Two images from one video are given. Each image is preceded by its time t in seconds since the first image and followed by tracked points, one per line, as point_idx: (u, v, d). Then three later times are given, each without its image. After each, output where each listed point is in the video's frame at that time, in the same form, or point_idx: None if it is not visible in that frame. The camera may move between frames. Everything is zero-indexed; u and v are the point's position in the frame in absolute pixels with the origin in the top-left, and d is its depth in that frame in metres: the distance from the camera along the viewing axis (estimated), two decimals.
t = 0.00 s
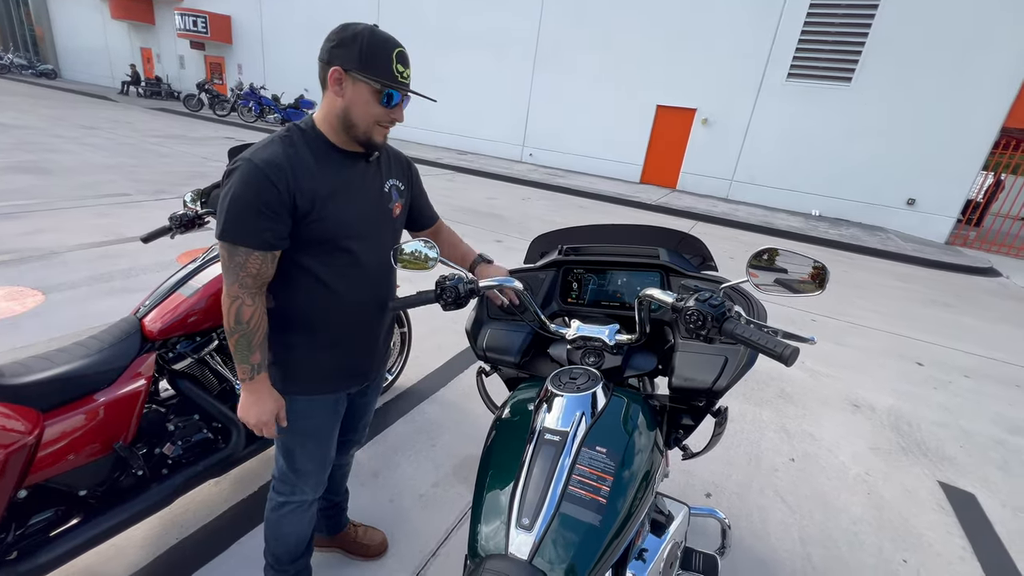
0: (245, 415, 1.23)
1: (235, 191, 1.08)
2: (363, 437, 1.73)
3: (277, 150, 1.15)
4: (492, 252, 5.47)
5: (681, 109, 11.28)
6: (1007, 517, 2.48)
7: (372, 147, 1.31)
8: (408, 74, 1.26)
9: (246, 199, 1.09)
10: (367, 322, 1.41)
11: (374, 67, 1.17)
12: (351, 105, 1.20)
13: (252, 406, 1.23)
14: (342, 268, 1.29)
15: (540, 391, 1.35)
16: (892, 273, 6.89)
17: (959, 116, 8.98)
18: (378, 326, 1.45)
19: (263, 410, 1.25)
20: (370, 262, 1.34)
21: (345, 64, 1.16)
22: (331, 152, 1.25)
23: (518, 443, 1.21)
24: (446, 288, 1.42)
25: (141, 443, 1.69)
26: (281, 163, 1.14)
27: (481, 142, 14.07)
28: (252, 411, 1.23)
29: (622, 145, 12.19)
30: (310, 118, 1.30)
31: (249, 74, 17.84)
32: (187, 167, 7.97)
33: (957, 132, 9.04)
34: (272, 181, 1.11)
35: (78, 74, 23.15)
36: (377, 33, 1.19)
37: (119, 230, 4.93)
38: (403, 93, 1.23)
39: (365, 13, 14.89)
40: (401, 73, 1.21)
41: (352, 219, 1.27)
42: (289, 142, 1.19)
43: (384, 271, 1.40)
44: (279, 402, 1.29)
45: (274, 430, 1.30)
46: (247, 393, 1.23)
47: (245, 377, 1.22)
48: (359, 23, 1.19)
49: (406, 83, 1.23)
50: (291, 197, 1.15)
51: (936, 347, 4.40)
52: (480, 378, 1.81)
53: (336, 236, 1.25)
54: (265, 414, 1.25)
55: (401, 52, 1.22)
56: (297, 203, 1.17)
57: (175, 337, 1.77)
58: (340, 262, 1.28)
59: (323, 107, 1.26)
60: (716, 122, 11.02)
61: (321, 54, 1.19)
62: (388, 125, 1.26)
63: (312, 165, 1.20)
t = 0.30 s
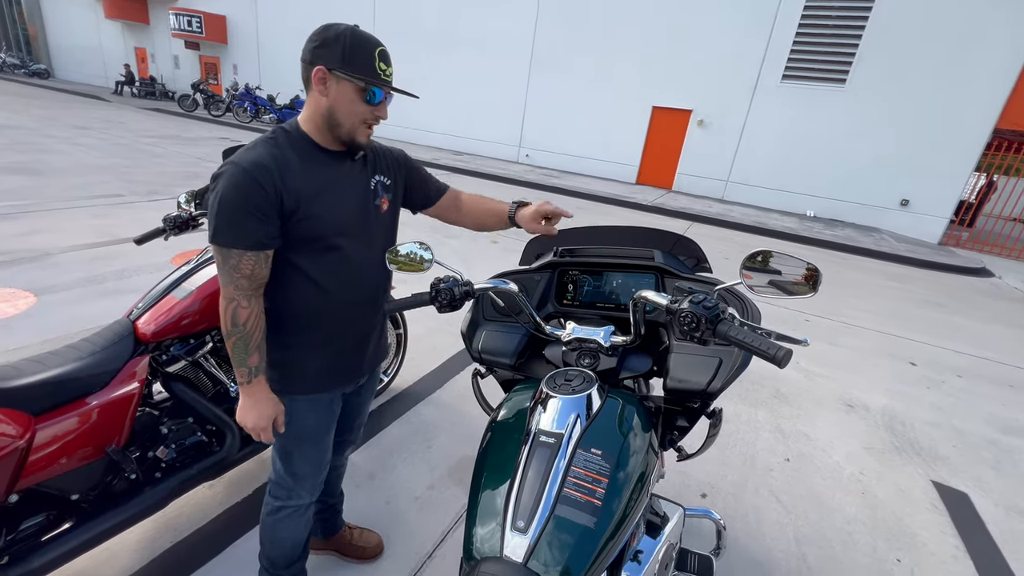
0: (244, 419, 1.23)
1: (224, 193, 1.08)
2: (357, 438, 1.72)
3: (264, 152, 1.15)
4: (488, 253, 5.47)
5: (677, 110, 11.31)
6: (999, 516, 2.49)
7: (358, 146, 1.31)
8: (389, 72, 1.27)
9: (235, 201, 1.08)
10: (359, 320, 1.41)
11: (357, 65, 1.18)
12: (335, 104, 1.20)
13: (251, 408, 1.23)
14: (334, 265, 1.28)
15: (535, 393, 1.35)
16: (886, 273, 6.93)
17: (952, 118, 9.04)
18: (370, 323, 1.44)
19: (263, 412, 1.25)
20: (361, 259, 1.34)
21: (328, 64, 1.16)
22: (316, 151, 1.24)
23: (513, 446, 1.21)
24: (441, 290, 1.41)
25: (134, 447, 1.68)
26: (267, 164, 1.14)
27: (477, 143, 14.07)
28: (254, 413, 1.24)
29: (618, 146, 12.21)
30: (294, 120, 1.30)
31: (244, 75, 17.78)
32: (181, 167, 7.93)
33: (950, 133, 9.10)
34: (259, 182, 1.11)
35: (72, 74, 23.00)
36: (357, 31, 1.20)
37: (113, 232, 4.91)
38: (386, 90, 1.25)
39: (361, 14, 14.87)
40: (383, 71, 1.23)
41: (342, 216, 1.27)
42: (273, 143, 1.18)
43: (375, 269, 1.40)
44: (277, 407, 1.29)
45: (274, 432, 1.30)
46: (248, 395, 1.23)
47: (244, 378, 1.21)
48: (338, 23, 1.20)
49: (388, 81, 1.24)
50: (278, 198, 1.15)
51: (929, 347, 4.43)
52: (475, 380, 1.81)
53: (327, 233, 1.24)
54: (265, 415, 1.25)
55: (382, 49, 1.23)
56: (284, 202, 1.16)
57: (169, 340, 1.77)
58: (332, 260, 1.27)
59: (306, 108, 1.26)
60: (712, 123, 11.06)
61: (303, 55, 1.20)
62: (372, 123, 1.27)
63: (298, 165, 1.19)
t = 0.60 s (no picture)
0: (254, 412, 1.24)
1: (209, 192, 1.09)
2: (351, 441, 1.72)
3: (249, 153, 1.16)
4: (484, 255, 5.47)
5: (673, 112, 11.35)
6: (993, 516, 2.51)
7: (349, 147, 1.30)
8: (378, 73, 1.27)
9: (220, 200, 1.09)
10: (350, 320, 1.39)
11: (342, 64, 1.18)
12: (324, 105, 1.20)
13: (262, 399, 1.24)
14: (321, 265, 1.28)
15: (530, 396, 1.35)
16: (881, 275, 6.96)
17: (945, 120, 9.11)
18: (361, 325, 1.44)
19: (272, 405, 1.26)
20: (350, 258, 1.33)
21: (314, 64, 1.16)
22: (303, 152, 1.24)
23: (508, 448, 1.21)
24: (436, 293, 1.42)
25: (128, 451, 1.67)
26: (252, 164, 1.14)
27: (473, 144, 14.08)
28: (268, 403, 1.25)
29: (614, 148, 12.25)
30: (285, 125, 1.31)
31: (240, 76, 17.74)
32: (176, 169, 7.90)
33: (943, 135, 9.16)
34: (242, 181, 1.12)
35: (66, 75, 22.93)
36: (343, 33, 1.20)
37: (107, 234, 4.88)
38: (374, 90, 1.24)
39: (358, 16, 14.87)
40: (370, 72, 1.22)
41: (329, 215, 1.26)
42: (259, 145, 1.19)
43: (365, 270, 1.39)
44: (284, 398, 1.30)
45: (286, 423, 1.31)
46: (254, 388, 1.24)
47: (247, 373, 1.23)
48: (325, 26, 1.20)
49: (376, 81, 1.24)
50: (261, 197, 1.15)
51: (923, 348, 4.45)
52: (471, 383, 1.80)
53: (314, 232, 1.24)
54: (274, 408, 1.26)
55: (369, 50, 1.23)
56: (266, 202, 1.16)
57: (163, 343, 1.76)
58: (319, 259, 1.27)
59: (297, 112, 1.27)
60: (708, 125, 11.10)
61: (291, 59, 1.21)
62: (361, 123, 1.27)
63: (283, 167, 1.20)
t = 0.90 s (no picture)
0: (207, 411, 1.22)
1: (201, 188, 1.09)
2: (345, 442, 1.71)
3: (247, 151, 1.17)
4: (482, 256, 5.47)
5: (671, 114, 11.38)
6: (989, 517, 2.51)
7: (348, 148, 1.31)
8: (376, 72, 1.27)
9: (212, 198, 1.09)
10: (344, 322, 1.39)
11: (339, 63, 1.18)
12: (322, 105, 1.20)
13: (218, 399, 1.23)
14: (314, 267, 1.27)
15: (528, 397, 1.35)
16: (878, 276, 6.99)
17: (941, 122, 9.15)
18: (356, 327, 1.43)
19: (228, 406, 1.25)
20: (344, 260, 1.32)
21: (312, 63, 1.16)
22: (303, 152, 1.25)
23: (505, 449, 1.21)
24: (433, 294, 1.42)
25: (122, 453, 1.66)
26: (248, 163, 1.14)
27: (472, 146, 14.09)
28: (224, 404, 1.24)
29: (612, 150, 12.27)
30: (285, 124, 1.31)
31: (238, 78, 17.73)
32: (173, 171, 7.88)
33: (940, 137, 9.20)
34: (237, 180, 1.11)
35: (64, 77, 22.90)
36: (341, 32, 1.21)
37: (104, 235, 4.87)
38: (371, 88, 1.24)
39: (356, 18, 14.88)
40: (368, 71, 1.22)
41: (324, 216, 1.25)
42: (258, 143, 1.19)
43: (362, 272, 1.38)
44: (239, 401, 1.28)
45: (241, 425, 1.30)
46: (213, 387, 1.23)
47: (210, 371, 1.21)
48: (323, 24, 1.20)
49: (374, 81, 1.24)
50: (256, 196, 1.15)
51: (920, 349, 4.46)
52: (468, 385, 1.79)
53: (306, 234, 1.23)
54: (230, 411, 1.25)
55: (366, 48, 1.23)
56: (262, 201, 1.16)
57: (159, 345, 1.75)
58: (312, 260, 1.26)
59: (296, 111, 1.26)
60: (705, 127, 11.13)
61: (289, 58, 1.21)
62: (360, 121, 1.27)
63: (281, 166, 1.19)
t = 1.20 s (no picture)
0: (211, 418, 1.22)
1: (205, 189, 1.08)
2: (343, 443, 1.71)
3: (250, 152, 1.16)
4: (481, 258, 5.48)
5: (671, 117, 11.40)
6: (990, 519, 2.51)
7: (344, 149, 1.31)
8: (359, 63, 1.24)
9: (216, 199, 1.08)
10: (345, 326, 1.39)
11: (311, 52, 1.19)
12: (301, 99, 1.22)
13: (225, 405, 1.22)
14: (316, 271, 1.27)
15: (527, 399, 1.35)
16: (877, 278, 6.99)
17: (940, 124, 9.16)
18: (355, 331, 1.44)
19: (232, 413, 1.23)
20: (345, 265, 1.33)
21: (291, 59, 1.21)
22: (303, 153, 1.25)
23: (505, 452, 1.21)
24: (432, 297, 1.42)
25: (121, 456, 1.66)
26: (251, 166, 1.14)
27: (472, 149, 14.12)
28: (229, 411, 1.22)
29: (612, 153, 12.28)
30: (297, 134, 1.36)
31: (239, 80, 17.76)
32: (174, 173, 7.90)
33: (939, 139, 9.21)
34: (241, 181, 1.11)
35: (65, 79, 22.94)
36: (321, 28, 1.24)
37: (104, 237, 4.87)
38: (346, 77, 1.22)
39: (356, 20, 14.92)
40: (341, 58, 1.21)
41: (326, 220, 1.26)
42: (260, 145, 1.19)
43: (361, 277, 1.39)
44: (249, 410, 1.27)
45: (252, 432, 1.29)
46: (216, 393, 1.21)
47: (216, 378, 1.20)
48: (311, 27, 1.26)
49: (349, 69, 1.22)
50: (260, 199, 1.15)
51: (920, 351, 4.46)
52: (467, 387, 1.79)
53: (309, 238, 1.23)
54: (234, 417, 1.23)
55: (345, 39, 1.23)
56: (266, 204, 1.16)
57: (158, 347, 1.75)
58: (314, 264, 1.26)
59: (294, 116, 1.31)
60: (704, 130, 11.15)
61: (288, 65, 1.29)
62: (339, 114, 1.24)
63: (283, 170, 1.20)
